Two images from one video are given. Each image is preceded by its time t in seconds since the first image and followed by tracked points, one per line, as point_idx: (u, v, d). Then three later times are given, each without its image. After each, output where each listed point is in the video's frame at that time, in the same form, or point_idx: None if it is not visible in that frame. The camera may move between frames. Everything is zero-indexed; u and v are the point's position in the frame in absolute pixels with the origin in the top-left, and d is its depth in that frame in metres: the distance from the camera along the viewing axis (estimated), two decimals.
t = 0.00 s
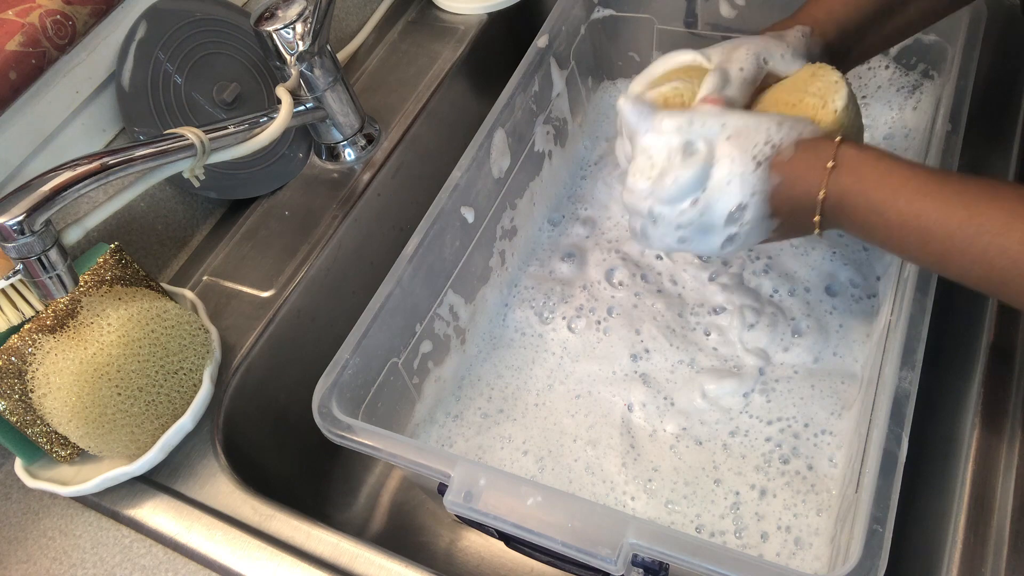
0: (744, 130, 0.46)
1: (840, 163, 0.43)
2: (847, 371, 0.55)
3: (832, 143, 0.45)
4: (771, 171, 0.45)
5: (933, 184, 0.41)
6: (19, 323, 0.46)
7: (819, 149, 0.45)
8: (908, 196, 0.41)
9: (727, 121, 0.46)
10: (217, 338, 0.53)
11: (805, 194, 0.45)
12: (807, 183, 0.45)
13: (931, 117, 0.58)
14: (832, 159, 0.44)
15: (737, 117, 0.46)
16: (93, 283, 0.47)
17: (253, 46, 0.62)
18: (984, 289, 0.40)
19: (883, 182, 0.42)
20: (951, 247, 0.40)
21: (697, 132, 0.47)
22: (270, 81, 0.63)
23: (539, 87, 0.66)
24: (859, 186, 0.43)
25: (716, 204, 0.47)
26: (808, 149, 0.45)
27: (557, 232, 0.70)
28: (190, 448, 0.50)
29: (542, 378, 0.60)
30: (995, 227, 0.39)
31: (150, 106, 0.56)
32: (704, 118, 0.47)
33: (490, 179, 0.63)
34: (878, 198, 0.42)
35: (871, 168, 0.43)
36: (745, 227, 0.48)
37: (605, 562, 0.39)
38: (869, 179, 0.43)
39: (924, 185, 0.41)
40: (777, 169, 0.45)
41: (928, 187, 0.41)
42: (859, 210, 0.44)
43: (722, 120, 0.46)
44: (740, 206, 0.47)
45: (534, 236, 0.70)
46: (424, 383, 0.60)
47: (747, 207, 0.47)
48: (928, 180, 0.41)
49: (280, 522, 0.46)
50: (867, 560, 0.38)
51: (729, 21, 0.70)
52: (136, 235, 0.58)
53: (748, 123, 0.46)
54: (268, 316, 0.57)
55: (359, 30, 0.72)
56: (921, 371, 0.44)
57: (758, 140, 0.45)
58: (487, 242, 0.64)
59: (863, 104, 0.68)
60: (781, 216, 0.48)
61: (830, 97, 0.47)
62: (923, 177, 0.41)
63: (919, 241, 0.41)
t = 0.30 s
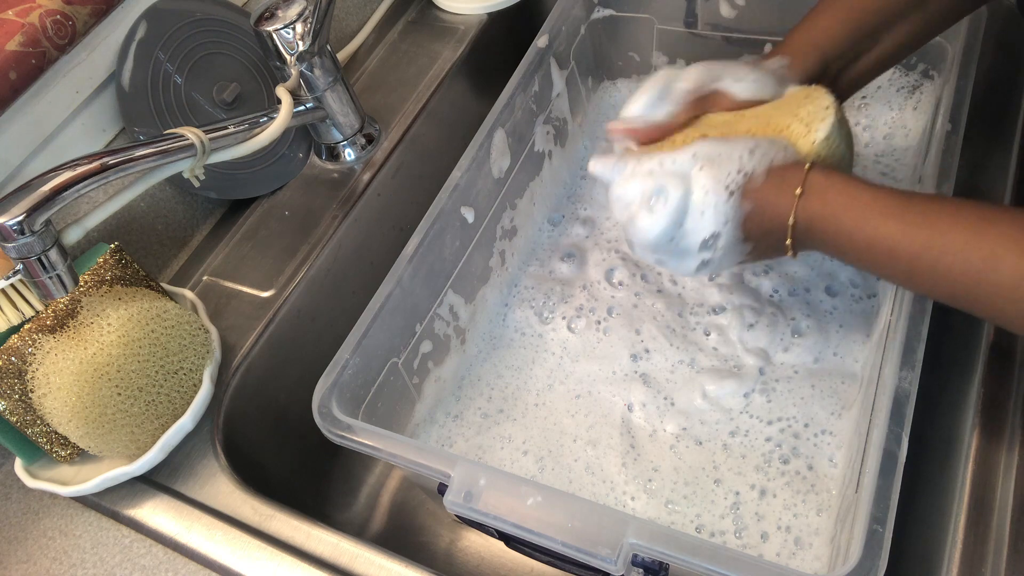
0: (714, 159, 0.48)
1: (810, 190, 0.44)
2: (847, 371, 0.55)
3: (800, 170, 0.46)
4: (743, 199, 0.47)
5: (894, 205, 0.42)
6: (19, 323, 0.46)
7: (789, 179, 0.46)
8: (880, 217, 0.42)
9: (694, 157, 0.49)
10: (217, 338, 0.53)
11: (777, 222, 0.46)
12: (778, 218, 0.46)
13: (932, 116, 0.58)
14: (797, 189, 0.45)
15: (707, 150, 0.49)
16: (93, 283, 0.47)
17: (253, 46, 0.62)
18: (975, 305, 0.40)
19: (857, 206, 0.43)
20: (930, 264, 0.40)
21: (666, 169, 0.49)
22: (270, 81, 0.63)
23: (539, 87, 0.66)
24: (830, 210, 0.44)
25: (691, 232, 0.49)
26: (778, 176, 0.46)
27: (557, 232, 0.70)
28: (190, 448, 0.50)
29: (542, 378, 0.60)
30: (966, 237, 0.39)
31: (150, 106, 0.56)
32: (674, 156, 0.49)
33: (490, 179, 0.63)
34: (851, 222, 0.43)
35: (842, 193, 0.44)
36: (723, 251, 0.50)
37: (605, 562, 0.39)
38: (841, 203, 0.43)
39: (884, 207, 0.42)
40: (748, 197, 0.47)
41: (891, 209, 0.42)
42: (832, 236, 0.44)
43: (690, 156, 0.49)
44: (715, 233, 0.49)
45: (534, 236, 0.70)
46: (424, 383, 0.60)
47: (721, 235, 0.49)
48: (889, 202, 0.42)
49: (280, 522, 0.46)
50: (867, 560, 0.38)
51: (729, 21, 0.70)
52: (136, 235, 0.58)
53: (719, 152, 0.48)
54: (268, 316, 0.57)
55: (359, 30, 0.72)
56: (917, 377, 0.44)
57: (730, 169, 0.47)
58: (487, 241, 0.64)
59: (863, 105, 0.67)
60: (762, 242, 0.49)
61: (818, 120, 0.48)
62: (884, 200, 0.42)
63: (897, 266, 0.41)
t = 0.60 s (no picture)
0: (663, 200, 0.47)
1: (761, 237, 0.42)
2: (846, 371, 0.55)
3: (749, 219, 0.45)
4: (688, 238, 0.46)
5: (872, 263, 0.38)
6: (19, 323, 0.46)
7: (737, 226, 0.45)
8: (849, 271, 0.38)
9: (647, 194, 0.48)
10: (217, 338, 0.53)
11: (716, 272, 0.45)
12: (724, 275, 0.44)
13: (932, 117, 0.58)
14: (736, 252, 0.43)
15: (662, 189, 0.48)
16: (93, 283, 0.47)
17: (253, 46, 0.62)
18: (982, 370, 0.36)
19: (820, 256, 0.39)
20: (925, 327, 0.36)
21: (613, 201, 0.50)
22: (271, 81, 0.63)
23: (539, 87, 0.66)
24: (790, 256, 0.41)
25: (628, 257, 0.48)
26: (727, 222, 0.45)
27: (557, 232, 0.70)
28: (190, 448, 0.50)
29: (541, 378, 0.60)
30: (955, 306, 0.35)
31: (150, 106, 0.56)
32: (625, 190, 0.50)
33: (490, 179, 0.63)
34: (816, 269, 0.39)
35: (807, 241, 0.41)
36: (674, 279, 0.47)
37: (605, 562, 0.39)
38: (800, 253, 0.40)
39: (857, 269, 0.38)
40: (694, 234, 0.46)
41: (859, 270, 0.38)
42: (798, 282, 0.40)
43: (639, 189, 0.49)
44: (654, 261, 0.47)
45: (534, 235, 0.70)
46: (424, 383, 0.60)
47: (660, 263, 0.47)
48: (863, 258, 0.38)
49: (280, 522, 0.46)
50: (867, 560, 0.38)
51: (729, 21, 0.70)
52: (136, 235, 0.58)
53: (672, 194, 0.47)
54: (267, 317, 0.57)
55: (359, 30, 0.72)
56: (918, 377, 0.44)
57: (681, 208, 0.46)
58: (487, 241, 0.64)
59: (863, 105, 0.67)
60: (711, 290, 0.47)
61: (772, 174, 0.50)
62: (856, 252, 0.38)
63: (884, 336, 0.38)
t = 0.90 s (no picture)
0: (700, 176, 0.45)
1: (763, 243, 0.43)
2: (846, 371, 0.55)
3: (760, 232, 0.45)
4: (708, 219, 0.44)
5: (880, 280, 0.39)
6: (19, 323, 0.46)
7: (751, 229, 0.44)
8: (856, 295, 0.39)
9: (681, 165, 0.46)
10: (217, 338, 0.53)
11: (717, 262, 0.44)
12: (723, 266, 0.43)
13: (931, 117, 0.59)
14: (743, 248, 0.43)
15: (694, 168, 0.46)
16: (93, 283, 0.47)
17: (253, 46, 0.62)
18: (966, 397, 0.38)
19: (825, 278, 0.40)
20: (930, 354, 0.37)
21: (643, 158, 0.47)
22: (271, 81, 0.63)
23: (539, 88, 0.66)
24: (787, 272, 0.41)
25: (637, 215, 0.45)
26: (743, 222, 0.45)
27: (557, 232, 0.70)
28: (190, 448, 0.50)
29: (541, 378, 0.60)
30: (959, 328, 0.36)
31: (150, 106, 0.56)
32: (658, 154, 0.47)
33: (490, 179, 0.63)
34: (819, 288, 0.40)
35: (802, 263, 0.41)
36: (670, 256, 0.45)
37: (605, 562, 0.39)
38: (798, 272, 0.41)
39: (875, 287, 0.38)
40: (713, 220, 0.44)
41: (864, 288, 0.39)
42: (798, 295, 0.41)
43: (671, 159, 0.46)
44: (665, 228, 0.44)
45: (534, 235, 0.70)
46: (424, 383, 0.60)
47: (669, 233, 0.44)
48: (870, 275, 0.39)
49: (280, 522, 0.46)
50: (866, 561, 0.38)
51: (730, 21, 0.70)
52: (136, 234, 0.58)
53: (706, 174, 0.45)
54: (267, 317, 0.57)
55: (358, 30, 0.72)
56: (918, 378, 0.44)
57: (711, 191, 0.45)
58: (487, 241, 0.64)
59: (864, 104, 0.67)
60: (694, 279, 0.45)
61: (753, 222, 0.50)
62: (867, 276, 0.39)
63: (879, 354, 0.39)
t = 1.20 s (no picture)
0: (732, 217, 0.42)
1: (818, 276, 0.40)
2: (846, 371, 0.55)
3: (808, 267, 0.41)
4: (748, 272, 0.42)
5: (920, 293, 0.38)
6: (19, 323, 0.46)
7: (796, 264, 0.41)
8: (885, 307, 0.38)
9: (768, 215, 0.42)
10: (217, 338, 0.53)
11: (772, 310, 0.41)
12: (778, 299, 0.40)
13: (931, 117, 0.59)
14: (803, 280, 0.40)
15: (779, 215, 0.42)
16: (93, 283, 0.47)
17: (254, 46, 0.62)
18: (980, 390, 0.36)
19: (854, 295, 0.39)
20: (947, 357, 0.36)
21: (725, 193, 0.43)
22: (270, 81, 0.63)
23: (539, 88, 0.66)
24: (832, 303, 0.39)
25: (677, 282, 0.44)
26: (788, 262, 0.41)
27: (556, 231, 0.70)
28: (190, 448, 0.50)
29: (542, 378, 0.60)
30: (976, 322, 0.35)
31: (150, 106, 0.56)
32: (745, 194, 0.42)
33: (490, 179, 0.63)
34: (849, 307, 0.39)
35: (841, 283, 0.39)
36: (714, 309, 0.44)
37: (605, 562, 0.39)
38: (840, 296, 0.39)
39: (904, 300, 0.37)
40: (753, 272, 0.42)
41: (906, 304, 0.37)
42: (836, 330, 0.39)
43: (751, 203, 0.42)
44: (707, 290, 0.43)
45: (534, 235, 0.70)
46: (424, 383, 0.60)
47: (713, 292, 0.43)
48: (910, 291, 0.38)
49: (280, 522, 0.46)
50: (866, 561, 0.38)
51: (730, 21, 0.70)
52: (136, 234, 0.58)
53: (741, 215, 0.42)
54: (267, 317, 0.57)
55: (358, 30, 0.72)
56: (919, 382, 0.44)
57: (741, 235, 0.42)
58: (487, 242, 0.64)
59: (863, 105, 0.67)
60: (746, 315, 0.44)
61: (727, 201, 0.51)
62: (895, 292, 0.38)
63: (908, 361, 0.38)
